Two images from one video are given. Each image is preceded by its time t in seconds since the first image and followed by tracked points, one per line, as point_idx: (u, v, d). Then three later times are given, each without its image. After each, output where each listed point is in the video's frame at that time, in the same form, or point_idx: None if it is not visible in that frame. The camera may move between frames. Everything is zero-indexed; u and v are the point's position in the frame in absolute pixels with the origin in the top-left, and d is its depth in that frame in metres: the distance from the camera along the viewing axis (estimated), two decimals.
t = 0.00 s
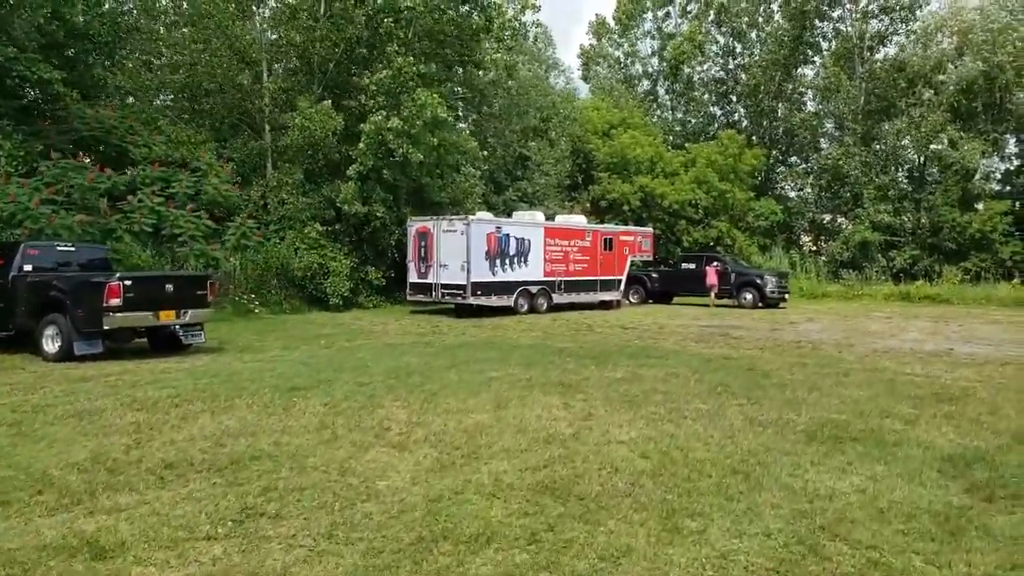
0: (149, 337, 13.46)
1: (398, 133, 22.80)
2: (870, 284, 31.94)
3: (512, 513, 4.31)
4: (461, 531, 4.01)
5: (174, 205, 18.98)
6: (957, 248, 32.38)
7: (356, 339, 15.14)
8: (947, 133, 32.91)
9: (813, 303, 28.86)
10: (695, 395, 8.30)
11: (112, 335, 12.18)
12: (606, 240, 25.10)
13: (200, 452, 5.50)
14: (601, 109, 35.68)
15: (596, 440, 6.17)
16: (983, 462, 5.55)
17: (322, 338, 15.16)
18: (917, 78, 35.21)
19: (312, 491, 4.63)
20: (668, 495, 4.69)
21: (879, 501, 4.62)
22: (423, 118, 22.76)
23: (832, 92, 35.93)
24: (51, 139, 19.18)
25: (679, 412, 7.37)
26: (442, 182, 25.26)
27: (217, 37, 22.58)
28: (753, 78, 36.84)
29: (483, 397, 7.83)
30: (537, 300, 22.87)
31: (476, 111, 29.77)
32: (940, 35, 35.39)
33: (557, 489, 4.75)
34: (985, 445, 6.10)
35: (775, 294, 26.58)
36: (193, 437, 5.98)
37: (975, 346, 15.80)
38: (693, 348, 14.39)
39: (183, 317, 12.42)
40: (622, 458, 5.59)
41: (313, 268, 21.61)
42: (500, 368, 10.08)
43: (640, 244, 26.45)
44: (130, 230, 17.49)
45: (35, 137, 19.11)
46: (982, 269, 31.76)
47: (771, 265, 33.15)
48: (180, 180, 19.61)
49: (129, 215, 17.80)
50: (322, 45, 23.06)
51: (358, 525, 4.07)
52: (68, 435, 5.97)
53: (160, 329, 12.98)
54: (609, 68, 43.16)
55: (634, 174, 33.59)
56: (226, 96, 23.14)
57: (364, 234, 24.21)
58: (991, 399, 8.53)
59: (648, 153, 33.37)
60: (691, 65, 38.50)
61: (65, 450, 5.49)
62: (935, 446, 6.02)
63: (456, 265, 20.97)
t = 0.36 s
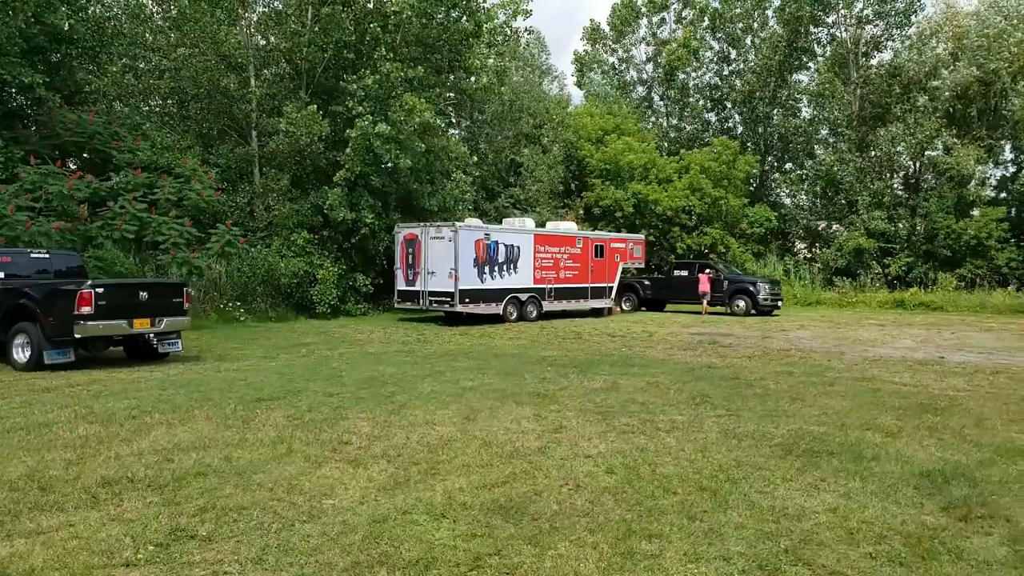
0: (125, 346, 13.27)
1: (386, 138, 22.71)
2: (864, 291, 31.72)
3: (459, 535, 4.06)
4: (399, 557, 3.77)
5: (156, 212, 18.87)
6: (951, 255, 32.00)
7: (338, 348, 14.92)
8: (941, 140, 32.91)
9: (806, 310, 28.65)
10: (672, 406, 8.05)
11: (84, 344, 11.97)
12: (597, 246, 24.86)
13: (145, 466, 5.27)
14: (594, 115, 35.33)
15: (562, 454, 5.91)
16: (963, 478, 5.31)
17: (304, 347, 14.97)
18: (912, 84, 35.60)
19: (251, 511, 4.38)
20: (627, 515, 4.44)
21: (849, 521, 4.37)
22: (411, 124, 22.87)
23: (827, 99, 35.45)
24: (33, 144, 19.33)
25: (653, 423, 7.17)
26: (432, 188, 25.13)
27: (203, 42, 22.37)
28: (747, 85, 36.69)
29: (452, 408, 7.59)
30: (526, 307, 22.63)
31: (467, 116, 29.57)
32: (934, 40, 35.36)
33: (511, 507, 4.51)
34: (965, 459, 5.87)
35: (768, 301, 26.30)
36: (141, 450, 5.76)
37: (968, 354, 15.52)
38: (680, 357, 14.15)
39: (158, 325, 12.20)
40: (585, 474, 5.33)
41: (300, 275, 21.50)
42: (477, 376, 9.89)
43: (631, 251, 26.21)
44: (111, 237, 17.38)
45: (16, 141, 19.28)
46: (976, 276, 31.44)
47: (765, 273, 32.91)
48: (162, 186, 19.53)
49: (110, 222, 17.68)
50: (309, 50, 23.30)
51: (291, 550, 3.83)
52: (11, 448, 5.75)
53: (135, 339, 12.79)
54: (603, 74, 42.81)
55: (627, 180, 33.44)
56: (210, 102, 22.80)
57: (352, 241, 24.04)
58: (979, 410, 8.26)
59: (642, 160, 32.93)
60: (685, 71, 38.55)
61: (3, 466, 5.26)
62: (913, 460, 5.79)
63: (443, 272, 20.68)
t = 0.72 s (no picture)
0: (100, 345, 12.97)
1: (375, 135, 22.51)
2: (860, 292, 31.44)
3: (404, 554, 3.72)
4: None
5: (138, 208, 18.67)
6: (949, 256, 31.62)
7: (321, 348, 14.60)
8: (939, 139, 32.64)
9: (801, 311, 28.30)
10: (656, 409, 7.70)
11: (54, 342, 11.67)
12: (589, 246, 24.51)
13: (83, 474, 4.93)
14: (590, 113, 34.95)
15: (531, 460, 5.57)
16: (955, 488, 4.99)
17: (285, 347, 14.67)
18: (910, 84, 35.27)
19: (185, 524, 4.04)
20: (591, 529, 4.12)
21: (830, 537, 4.04)
22: (400, 120, 22.71)
23: (825, 98, 35.21)
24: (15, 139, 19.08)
25: (630, 427, 6.86)
26: (422, 186, 24.85)
27: (191, 37, 22.33)
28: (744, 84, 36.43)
29: (424, 412, 7.22)
30: (517, 307, 22.28)
31: (460, 113, 29.15)
32: (932, 39, 35.23)
33: (466, 521, 4.17)
34: (956, 467, 5.56)
35: (763, 302, 25.96)
36: (84, 455, 5.43)
37: (965, 356, 15.21)
38: (669, 357, 13.81)
39: (132, 323, 11.95)
40: (553, 483, 4.99)
41: (287, 274, 21.32)
42: (455, 377, 9.59)
43: (625, 250, 25.86)
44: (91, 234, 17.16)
45: None
46: (974, 277, 31.11)
47: (761, 273, 32.56)
48: (146, 182, 19.31)
49: (91, 218, 17.47)
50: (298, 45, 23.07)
51: (218, 570, 3.50)
52: None
53: (110, 338, 12.50)
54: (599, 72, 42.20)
55: (622, 179, 33.09)
56: (198, 97, 22.80)
57: (341, 239, 23.72)
58: (973, 415, 7.94)
59: (637, 158, 32.69)
60: (682, 69, 37.96)
61: None
62: (903, 469, 5.46)
63: (432, 271, 20.33)
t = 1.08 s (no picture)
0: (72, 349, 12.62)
1: (362, 133, 22.19)
2: (856, 291, 31.13)
3: None
4: None
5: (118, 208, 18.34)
6: (945, 255, 31.28)
7: (301, 351, 14.27)
8: (936, 136, 32.42)
9: (796, 311, 27.97)
10: (638, 419, 7.35)
11: (22, 346, 11.32)
12: (582, 245, 24.15)
13: (11, 495, 4.59)
14: (584, 111, 34.66)
15: (497, 478, 5.23)
16: (948, 509, 4.65)
17: (266, 350, 14.36)
18: (907, 82, 34.90)
19: (104, 557, 3.71)
20: (549, 560, 3.80)
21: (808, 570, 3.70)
22: (387, 118, 22.24)
23: (820, 95, 35.00)
24: None
25: (605, 437, 6.55)
26: (411, 185, 24.53)
27: (176, 33, 22.07)
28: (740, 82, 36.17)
29: (393, 422, 6.86)
30: (507, 308, 21.92)
31: (452, 112, 28.82)
32: (928, 36, 35.12)
33: (413, 553, 3.84)
34: (950, 484, 5.21)
35: (757, 302, 25.65)
36: (20, 473, 5.10)
37: (961, 358, 14.90)
38: (658, 360, 13.48)
39: (103, 326, 11.57)
40: (516, 503, 4.64)
41: (273, 274, 21.14)
42: (431, 382, 9.28)
43: (617, 250, 25.48)
44: (69, 233, 16.87)
45: None
46: (971, 276, 30.75)
47: (756, 272, 32.22)
48: (127, 181, 18.96)
49: (69, 218, 17.18)
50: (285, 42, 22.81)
51: None
52: None
53: (82, 341, 12.15)
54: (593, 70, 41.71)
55: (615, 178, 32.75)
56: (182, 95, 22.51)
57: (328, 239, 23.42)
58: (968, 423, 7.60)
59: (630, 156, 32.46)
60: (677, 67, 37.64)
61: None
62: (893, 486, 5.11)
63: (419, 271, 19.97)
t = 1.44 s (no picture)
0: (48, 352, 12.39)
1: (351, 134, 21.94)
2: (854, 292, 30.83)
3: None
4: None
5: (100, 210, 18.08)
6: (944, 256, 30.96)
7: (283, 355, 14.00)
8: (936, 136, 31.96)
9: (792, 312, 27.67)
10: (613, 426, 7.07)
11: None
12: (574, 246, 23.86)
13: None
14: (579, 112, 34.42)
15: (455, 492, 4.94)
16: (929, 526, 4.37)
17: (246, 354, 14.12)
18: (905, 81, 34.60)
19: None
20: None
21: None
22: (376, 118, 21.95)
23: (817, 95, 34.55)
24: None
25: (578, 446, 6.27)
26: (402, 187, 24.30)
27: (163, 33, 21.69)
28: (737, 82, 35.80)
29: (357, 432, 6.57)
30: (498, 310, 21.65)
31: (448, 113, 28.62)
32: (926, 36, 34.83)
33: None
34: (934, 498, 4.93)
35: (752, 304, 25.35)
36: None
37: (957, 361, 14.60)
38: (646, 364, 13.20)
39: (77, 330, 11.35)
40: (469, 521, 4.37)
41: (260, 277, 20.97)
42: (405, 388, 9.02)
43: (611, 252, 25.19)
44: (51, 236, 16.64)
45: None
46: (969, 277, 30.43)
47: (752, 274, 31.93)
48: (111, 182, 18.62)
49: (50, 220, 16.94)
50: (275, 42, 22.65)
51: None
52: None
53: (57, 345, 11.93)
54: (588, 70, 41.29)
55: (610, 178, 32.48)
56: (169, 96, 22.28)
57: (317, 240, 23.22)
58: (958, 431, 7.31)
59: (625, 157, 32.20)
60: (674, 67, 37.25)
61: None
62: (872, 500, 4.83)
63: (408, 273, 19.69)
